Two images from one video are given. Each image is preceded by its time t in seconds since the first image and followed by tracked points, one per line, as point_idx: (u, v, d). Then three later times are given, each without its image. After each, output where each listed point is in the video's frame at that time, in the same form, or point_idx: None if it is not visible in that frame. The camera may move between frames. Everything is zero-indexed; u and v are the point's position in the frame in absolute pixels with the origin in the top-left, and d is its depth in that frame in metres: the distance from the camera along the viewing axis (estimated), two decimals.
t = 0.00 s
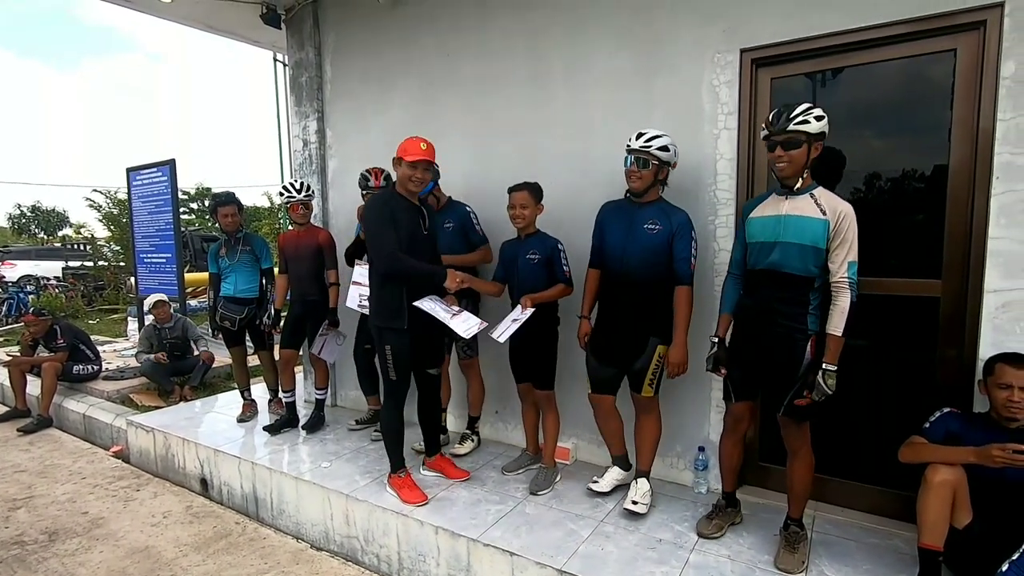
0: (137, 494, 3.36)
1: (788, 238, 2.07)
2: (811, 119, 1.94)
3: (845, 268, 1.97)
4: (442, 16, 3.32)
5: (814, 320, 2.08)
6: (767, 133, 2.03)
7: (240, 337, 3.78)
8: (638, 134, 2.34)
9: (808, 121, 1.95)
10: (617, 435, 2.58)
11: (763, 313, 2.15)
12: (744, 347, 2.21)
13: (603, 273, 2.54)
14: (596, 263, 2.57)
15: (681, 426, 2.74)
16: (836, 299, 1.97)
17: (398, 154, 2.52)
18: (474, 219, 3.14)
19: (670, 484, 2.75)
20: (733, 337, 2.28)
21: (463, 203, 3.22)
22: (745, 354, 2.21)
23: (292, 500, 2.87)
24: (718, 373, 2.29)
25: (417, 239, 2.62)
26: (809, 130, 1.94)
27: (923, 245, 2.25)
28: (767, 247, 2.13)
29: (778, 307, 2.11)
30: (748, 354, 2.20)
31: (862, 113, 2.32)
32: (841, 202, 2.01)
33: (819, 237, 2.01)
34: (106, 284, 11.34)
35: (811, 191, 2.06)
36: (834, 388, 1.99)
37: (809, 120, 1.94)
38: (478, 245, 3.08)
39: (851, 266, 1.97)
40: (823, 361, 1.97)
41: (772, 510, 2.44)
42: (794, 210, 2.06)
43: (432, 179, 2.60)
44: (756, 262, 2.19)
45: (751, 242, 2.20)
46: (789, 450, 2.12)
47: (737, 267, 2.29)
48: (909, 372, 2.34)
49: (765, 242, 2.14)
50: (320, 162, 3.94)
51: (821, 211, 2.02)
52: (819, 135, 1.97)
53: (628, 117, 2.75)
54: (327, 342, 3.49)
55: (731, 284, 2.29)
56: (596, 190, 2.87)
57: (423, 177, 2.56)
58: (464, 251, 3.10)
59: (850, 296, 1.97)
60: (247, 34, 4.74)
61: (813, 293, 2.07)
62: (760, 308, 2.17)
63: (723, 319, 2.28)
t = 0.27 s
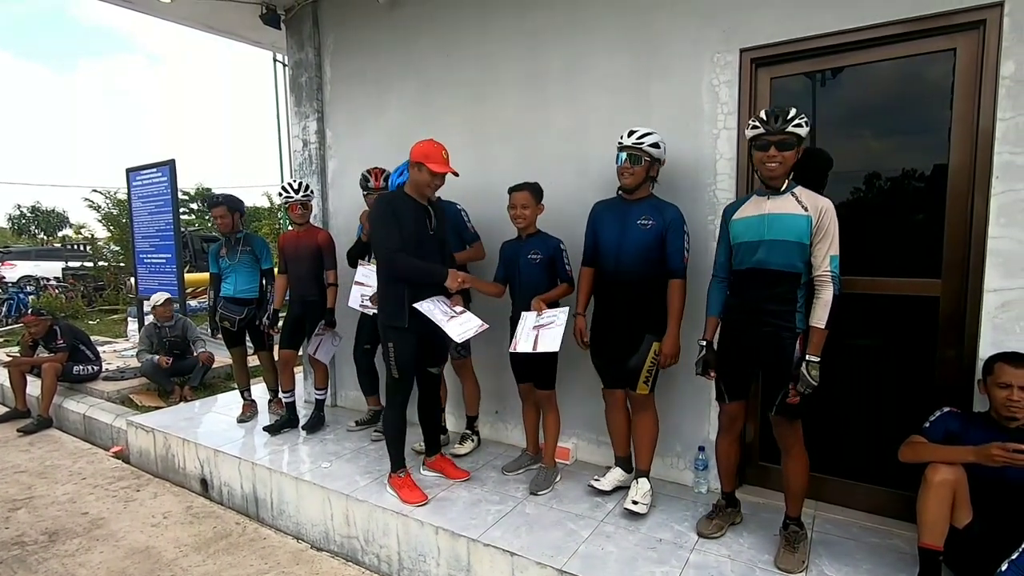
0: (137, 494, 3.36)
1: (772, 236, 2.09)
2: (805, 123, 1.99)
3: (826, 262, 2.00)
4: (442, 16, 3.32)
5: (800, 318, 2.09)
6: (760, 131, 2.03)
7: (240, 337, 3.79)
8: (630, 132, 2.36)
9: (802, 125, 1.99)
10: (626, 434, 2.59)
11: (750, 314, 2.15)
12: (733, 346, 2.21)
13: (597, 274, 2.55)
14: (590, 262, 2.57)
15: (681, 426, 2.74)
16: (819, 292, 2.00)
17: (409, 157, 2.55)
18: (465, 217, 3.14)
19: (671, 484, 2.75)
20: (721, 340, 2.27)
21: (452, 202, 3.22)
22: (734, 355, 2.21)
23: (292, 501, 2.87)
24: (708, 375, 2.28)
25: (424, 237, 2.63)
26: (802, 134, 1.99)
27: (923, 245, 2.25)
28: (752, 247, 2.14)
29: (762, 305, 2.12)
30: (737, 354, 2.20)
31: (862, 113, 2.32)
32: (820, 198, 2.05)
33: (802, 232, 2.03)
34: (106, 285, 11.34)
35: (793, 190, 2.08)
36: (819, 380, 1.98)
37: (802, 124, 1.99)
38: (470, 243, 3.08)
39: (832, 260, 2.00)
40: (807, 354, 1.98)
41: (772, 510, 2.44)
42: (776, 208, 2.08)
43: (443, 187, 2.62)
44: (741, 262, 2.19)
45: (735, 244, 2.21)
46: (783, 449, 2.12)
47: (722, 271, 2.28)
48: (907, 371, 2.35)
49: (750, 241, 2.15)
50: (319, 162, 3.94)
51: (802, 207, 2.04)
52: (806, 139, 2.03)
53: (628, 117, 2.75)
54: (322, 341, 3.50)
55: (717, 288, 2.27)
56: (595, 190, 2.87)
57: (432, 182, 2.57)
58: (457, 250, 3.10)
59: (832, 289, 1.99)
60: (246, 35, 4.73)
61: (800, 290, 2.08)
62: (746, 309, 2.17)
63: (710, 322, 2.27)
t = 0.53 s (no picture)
0: (137, 495, 3.36)
1: (761, 236, 2.09)
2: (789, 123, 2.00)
3: (814, 261, 2.01)
4: (438, 16, 3.33)
5: (791, 316, 2.09)
6: (745, 132, 2.05)
7: (241, 338, 3.80)
8: (618, 134, 2.38)
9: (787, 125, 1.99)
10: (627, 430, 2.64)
11: (742, 312, 2.16)
12: (726, 346, 2.22)
13: (596, 273, 2.56)
14: (587, 261, 2.58)
15: (682, 425, 2.74)
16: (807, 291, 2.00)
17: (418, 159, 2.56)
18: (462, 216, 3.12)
19: (671, 484, 2.75)
20: (712, 341, 2.28)
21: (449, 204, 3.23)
22: (727, 356, 2.22)
23: (292, 501, 2.87)
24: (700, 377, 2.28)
25: (429, 237, 2.64)
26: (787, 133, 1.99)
27: (923, 244, 2.25)
28: (741, 248, 2.15)
29: (753, 304, 2.13)
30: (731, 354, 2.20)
31: (862, 113, 2.32)
32: (808, 198, 2.05)
33: (790, 231, 2.03)
34: (106, 285, 11.33)
35: (780, 190, 2.09)
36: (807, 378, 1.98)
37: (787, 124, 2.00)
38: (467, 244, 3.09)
39: (820, 259, 2.01)
40: (796, 351, 1.99)
41: (773, 510, 2.44)
42: (764, 209, 2.09)
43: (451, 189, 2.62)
44: (732, 263, 2.19)
45: (726, 245, 2.21)
46: (778, 448, 2.12)
47: (713, 271, 2.28)
48: (906, 370, 2.35)
49: (739, 242, 2.16)
50: (319, 162, 3.95)
51: (790, 207, 2.05)
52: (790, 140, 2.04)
53: (627, 117, 2.75)
54: (320, 342, 3.53)
55: (707, 289, 2.28)
56: (595, 190, 2.87)
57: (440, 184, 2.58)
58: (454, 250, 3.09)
59: (821, 288, 1.99)
60: (246, 35, 4.73)
61: (790, 289, 2.08)
62: (738, 308, 2.17)
63: (701, 323, 2.28)
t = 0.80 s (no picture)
0: (137, 496, 3.36)
1: (756, 237, 2.09)
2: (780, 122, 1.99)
3: (809, 261, 2.01)
4: (438, 17, 3.33)
5: (786, 316, 2.10)
6: (734, 133, 2.05)
7: (242, 337, 3.79)
8: (602, 140, 2.39)
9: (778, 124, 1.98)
10: (629, 428, 2.64)
11: (737, 312, 2.16)
12: (721, 346, 2.22)
13: (595, 275, 2.57)
14: (587, 263, 2.59)
15: (681, 425, 2.74)
16: (803, 291, 2.01)
17: (425, 161, 2.57)
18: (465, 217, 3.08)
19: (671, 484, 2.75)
20: (709, 342, 2.30)
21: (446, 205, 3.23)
22: (722, 356, 2.21)
23: (292, 501, 2.87)
24: (698, 378, 2.32)
25: (434, 236, 2.65)
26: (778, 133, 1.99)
27: (922, 244, 2.25)
28: (737, 248, 2.15)
29: (749, 304, 2.13)
30: (727, 354, 2.20)
31: (861, 113, 2.32)
32: (802, 198, 2.05)
33: (784, 232, 2.04)
34: (106, 286, 11.33)
35: (773, 190, 2.09)
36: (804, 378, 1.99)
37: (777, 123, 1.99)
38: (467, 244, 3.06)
39: (815, 259, 2.01)
40: (793, 352, 1.99)
41: (772, 510, 2.44)
42: (758, 210, 2.10)
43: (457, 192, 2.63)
44: (728, 263, 2.20)
45: (721, 246, 2.22)
46: (777, 447, 2.12)
47: (709, 272, 2.29)
48: (904, 369, 2.35)
49: (734, 243, 2.16)
50: (319, 163, 3.95)
51: (783, 208, 2.05)
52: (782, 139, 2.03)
53: (626, 116, 2.75)
54: (321, 342, 3.52)
55: (703, 290, 2.29)
56: (594, 190, 2.87)
57: (446, 187, 2.59)
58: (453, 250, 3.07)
59: (816, 288, 2.00)
60: (245, 36, 4.74)
61: (785, 289, 2.08)
62: (733, 308, 2.18)
63: (699, 324, 2.29)
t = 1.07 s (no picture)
0: (135, 497, 3.36)
1: (753, 235, 2.09)
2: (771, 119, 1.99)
3: (805, 259, 2.01)
4: (434, 16, 3.32)
5: (783, 314, 2.09)
6: (727, 132, 2.06)
7: (241, 337, 3.78)
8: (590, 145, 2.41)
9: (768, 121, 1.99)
10: (628, 429, 2.64)
11: (735, 310, 2.16)
12: (719, 344, 2.22)
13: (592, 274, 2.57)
14: (587, 263, 2.59)
15: (679, 424, 2.74)
16: (799, 289, 2.00)
17: (426, 161, 2.58)
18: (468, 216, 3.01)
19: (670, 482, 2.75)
20: (707, 341, 2.31)
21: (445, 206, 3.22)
22: (720, 354, 2.21)
23: (291, 502, 2.87)
24: (696, 377, 2.31)
25: (435, 234, 2.67)
26: (769, 130, 1.99)
27: (919, 240, 2.24)
28: (734, 246, 2.15)
29: (747, 302, 2.13)
30: (725, 352, 2.20)
31: (857, 110, 2.32)
32: (798, 196, 2.05)
33: (781, 230, 2.04)
34: (104, 288, 11.30)
35: (769, 188, 2.10)
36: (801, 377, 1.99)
37: (768, 119, 1.99)
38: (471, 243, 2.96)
39: (811, 257, 2.00)
40: (790, 349, 1.99)
41: (771, 507, 2.44)
42: (755, 208, 2.10)
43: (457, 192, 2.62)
44: (725, 261, 2.20)
45: (719, 244, 2.22)
46: (775, 444, 2.12)
47: (707, 271, 2.29)
48: (902, 367, 2.35)
49: (732, 241, 2.16)
50: (316, 163, 3.94)
51: (779, 206, 2.05)
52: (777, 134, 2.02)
53: (623, 115, 2.75)
54: (320, 343, 3.55)
55: (701, 288, 2.29)
56: (592, 189, 2.87)
57: (445, 187, 2.58)
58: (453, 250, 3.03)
59: (813, 286, 1.99)
60: (241, 36, 4.73)
61: (781, 287, 2.08)
62: (731, 306, 2.18)
63: (697, 323, 2.30)
